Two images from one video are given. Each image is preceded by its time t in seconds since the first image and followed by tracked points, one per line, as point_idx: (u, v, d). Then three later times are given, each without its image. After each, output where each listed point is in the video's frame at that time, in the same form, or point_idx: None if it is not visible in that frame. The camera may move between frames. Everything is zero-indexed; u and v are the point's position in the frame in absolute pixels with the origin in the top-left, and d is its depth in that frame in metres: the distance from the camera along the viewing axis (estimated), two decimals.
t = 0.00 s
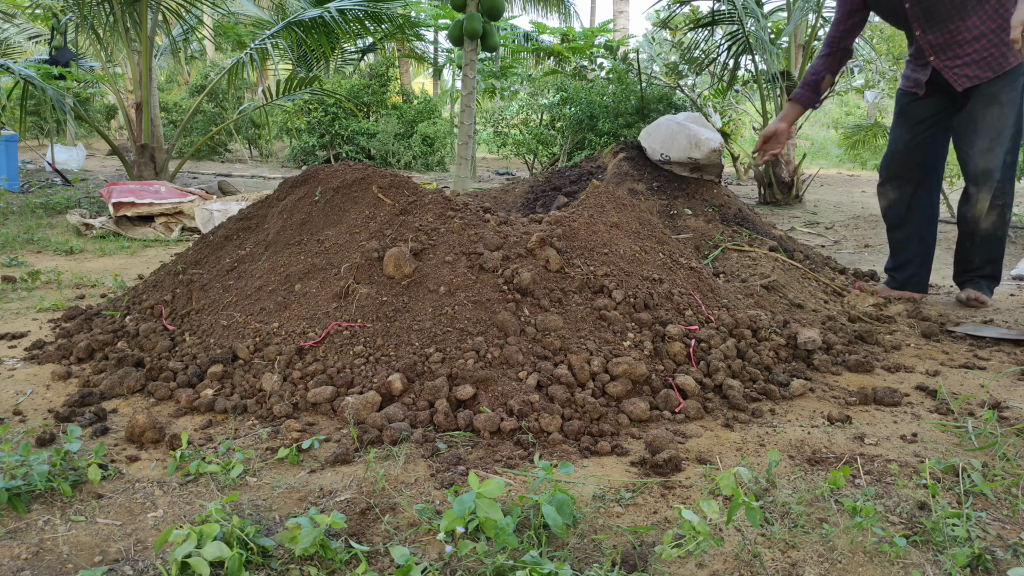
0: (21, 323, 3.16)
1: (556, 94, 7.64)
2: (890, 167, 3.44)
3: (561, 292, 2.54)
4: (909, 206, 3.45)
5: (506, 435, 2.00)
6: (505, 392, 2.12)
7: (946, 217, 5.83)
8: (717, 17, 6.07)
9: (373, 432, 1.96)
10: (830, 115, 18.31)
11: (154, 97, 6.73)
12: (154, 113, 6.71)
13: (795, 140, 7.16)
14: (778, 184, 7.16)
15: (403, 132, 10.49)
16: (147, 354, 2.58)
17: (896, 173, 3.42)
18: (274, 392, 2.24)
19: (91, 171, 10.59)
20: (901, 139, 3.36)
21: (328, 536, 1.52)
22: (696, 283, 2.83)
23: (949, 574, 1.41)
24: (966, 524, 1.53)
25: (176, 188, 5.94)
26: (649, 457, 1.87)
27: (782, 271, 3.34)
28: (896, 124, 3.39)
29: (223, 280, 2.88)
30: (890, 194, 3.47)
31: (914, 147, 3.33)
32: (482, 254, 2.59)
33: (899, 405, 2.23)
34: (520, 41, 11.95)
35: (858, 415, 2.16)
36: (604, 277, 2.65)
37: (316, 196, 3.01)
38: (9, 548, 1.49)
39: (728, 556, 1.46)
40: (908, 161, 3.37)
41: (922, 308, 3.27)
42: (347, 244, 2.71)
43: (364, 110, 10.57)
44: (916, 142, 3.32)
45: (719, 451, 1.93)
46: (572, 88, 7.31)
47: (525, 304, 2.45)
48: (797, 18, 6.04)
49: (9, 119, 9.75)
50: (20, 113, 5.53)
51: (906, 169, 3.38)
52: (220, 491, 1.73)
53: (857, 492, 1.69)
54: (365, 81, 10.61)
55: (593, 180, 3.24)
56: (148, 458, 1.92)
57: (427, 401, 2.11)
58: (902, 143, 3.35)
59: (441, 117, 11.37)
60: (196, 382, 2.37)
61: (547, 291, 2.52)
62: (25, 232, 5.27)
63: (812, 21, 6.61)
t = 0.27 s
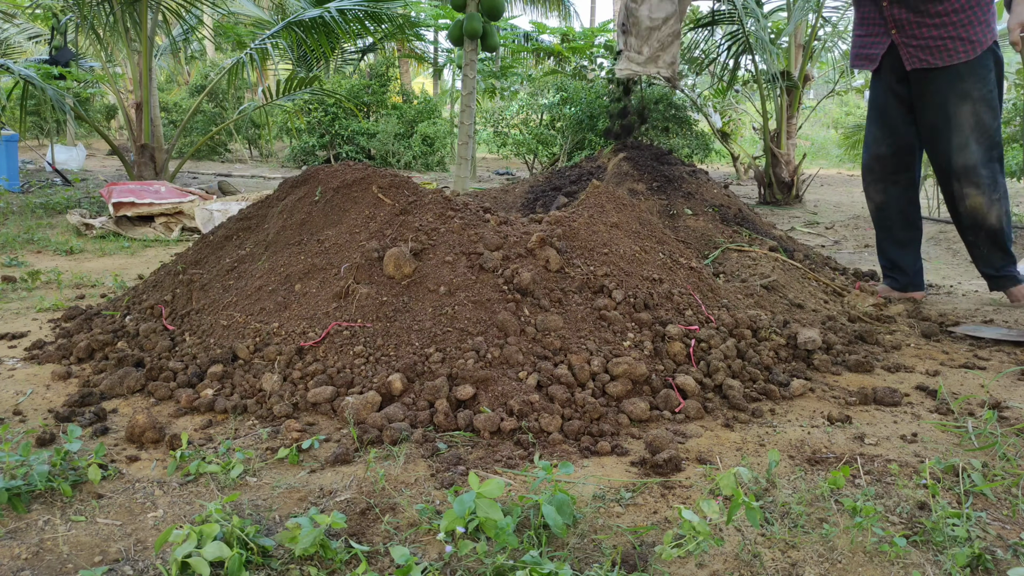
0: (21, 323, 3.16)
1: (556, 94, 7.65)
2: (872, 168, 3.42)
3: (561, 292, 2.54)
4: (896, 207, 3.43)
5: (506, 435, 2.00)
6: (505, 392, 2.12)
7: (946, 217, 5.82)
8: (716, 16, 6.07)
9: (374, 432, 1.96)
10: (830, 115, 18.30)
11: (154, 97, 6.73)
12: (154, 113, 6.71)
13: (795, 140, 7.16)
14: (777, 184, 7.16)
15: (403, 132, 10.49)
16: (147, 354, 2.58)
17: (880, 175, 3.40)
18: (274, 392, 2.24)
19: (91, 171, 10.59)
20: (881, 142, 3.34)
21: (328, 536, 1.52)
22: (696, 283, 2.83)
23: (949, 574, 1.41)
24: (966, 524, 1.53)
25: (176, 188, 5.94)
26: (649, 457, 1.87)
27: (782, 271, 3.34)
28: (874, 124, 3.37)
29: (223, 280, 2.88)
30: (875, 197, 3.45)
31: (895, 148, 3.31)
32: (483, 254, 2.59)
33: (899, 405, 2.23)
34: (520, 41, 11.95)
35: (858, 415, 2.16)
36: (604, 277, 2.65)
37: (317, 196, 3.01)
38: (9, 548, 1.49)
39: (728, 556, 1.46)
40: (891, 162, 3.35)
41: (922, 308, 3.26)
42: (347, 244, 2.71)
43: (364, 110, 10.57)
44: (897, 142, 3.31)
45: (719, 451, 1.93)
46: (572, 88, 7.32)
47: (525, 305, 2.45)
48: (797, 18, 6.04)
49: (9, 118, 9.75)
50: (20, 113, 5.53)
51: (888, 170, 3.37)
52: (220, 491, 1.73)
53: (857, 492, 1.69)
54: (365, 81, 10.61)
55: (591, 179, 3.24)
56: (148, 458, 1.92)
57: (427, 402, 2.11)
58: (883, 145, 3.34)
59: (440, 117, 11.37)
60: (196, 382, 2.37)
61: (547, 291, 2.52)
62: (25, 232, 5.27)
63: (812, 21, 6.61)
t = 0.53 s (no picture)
0: (21, 323, 3.16)
1: (556, 94, 7.66)
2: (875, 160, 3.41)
3: (561, 292, 2.54)
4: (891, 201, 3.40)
5: (506, 435, 2.00)
6: (505, 392, 2.12)
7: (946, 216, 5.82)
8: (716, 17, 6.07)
9: (373, 432, 1.96)
10: (830, 115, 18.28)
11: (154, 97, 6.73)
12: (154, 113, 6.71)
13: (795, 140, 7.16)
14: (778, 184, 7.16)
15: (403, 132, 10.50)
16: (147, 354, 2.58)
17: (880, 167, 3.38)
18: (274, 392, 2.24)
19: (91, 171, 10.60)
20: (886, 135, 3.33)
21: (328, 536, 1.52)
22: (696, 283, 2.83)
23: (949, 574, 1.41)
24: (966, 524, 1.53)
25: (176, 188, 5.94)
26: (649, 457, 1.87)
27: (782, 271, 3.34)
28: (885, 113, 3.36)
29: (223, 280, 2.88)
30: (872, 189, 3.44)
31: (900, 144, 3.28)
32: (482, 254, 2.59)
33: (899, 405, 2.23)
34: (520, 41, 11.95)
35: (858, 415, 2.16)
36: (604, 277, 2.65)
37: (317, 196, 3.01)
38: (9, 548, 1.49)
39: (728, 556, 1.46)
40: (893, 155, 3.35)
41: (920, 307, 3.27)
42: (347, 243, 2.71)
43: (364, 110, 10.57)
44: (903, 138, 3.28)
45: (719, 451, 1.93)
46: (572, 88, 7.32)
47: (525, 304, 2.45)
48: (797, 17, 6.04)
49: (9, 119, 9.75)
50: (20, 113, 5.53)
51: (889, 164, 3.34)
52: (220, 491, 1.73)
53: (857, 492, 1.69)
54: (365, 81, 10.61)
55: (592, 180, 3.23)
56: (148, 458, 1.92)
57: (427, 401, 2.11)
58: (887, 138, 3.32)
59: (440, 117, 11.36)
60: (196, 382, 2.37)
61: (547, 291, 2.52)
62: (25, 232, 5.27)
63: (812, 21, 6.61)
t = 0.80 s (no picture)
0: (21, 323, 3.16)
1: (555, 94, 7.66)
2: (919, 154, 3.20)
3: (561, 292, 2.54)
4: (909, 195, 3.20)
5: (505, 435, 2.00)
6: (505, 392, 2.12)
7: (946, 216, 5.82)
8: (717, 16, 6.06)
9: (373, 432, 1.96)
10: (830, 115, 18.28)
11: (154, 97, 6.73)
12: (154, 113, 6.71)
13: (795, 140, 7.16)
14: (778, 184, 7.15)
15: (403, 132, 10.50)
16: (147, 354, 2.58)
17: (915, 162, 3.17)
18: (274, 392, 2.24)
19: (91, 171, 10.60)
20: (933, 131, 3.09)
21: (328, 536, 1.52)
22: (696, 283, 2.83)
23: (949, 574, 1.41)
24: (966, 524, 1.53)
25: (176, 188, 5.94)
26: (649, 457, 1.87)
27: (783, 271, 3.34)
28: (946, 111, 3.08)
29: (223, 280, 2.88)
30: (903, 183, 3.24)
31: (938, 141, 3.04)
32: (482, 254, 2.59)
33: (899, 405, 2.23)
34: (520, 41, 11.96)
35: (858, 415, 2.16)
36: (604, 277, 2.65)
37: (317, 196, 3.01)
38: (9, 548, 1.49)
39: (728, 556, 1.46)
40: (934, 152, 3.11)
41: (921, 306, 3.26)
42: (347, 244, 2.71)
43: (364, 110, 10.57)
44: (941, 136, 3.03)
45: (719, 451, 1.93)
46: (572, 88, 7.32)
47: (525, 304, 2.45)
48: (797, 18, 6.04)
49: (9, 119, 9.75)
50: (20, 113, 5.53)
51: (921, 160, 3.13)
52: (220, 491, 1.73)
53: (857, 492, 1.69)
54: (365, 81, 10.61)
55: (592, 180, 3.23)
56: (148, 458, 1.92)
57: (427, 401, 2.11)
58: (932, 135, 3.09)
59: (440, 117, 11.36)
60: (196, 382, 2.37)
61: (547, 291, 2.52)
62: (25, 232, 5.27)
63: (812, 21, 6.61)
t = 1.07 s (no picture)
0: (21, 323, 3.16)
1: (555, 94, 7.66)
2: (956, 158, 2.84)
3: (561, 292, 2.54)
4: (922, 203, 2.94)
5: (505, 435, 2.00)
6: (505, 392, 2.12)
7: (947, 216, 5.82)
8: (717, 16, 6.06)
9: (374, 432, 1.96)
10: (829, 115, 18.28)
11: (154, 97, 6.73)
12: (154, 113, 6.71)
13: (795, 140, 7.16)
14: (778, 184, 7.15)
15: (403, 132, 10.50)
16: (148, 354, 2.58)
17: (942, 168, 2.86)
18: (274, 392, 2.24)
19: (91, 171, 10.60)
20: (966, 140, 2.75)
21: (328, 536, 1.52)
22: (696, 283, 2.83)
23: (949, 574, 1.41)
24: (966, 524, 1.53)
25: (176, 188, 5.94)
26: (649, 457, 1.87)
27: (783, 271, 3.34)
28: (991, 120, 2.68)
29: (223, 280, 2.88)
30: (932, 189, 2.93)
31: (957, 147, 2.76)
32: (482, 254, 2.59)
33: (900, 405, 2.23)
34: (520, 41, 11.96)
35: (858, 415, 2.16)
36: (604, 277, 2.65)
37: (317, 196, 3.01)
38: (9, 549, 1.49)
39: (728, 556, 1.46)
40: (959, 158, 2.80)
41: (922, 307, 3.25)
42: (347, 244, 2.71)
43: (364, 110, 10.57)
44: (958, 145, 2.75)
45: (719, 451, 1.93)
46: (572, 88, 7.32)
47: (525, 304, 2.45)
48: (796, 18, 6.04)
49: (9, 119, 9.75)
50: (20, 113, 5.53)
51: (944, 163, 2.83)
52: (220, 491, 1.73)
53: (857, 492, 1.69)
54: (365, 81, 10.61)
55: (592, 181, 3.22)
56: (148, 458, 1.92)
57: (427, 401, 2.11)
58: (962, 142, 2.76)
59: (440, 117, 11.36)
60: (196, 382, 2.37)
61: (547, 291, 2.52)
62: (24, 232, 5.27)
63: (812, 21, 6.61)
